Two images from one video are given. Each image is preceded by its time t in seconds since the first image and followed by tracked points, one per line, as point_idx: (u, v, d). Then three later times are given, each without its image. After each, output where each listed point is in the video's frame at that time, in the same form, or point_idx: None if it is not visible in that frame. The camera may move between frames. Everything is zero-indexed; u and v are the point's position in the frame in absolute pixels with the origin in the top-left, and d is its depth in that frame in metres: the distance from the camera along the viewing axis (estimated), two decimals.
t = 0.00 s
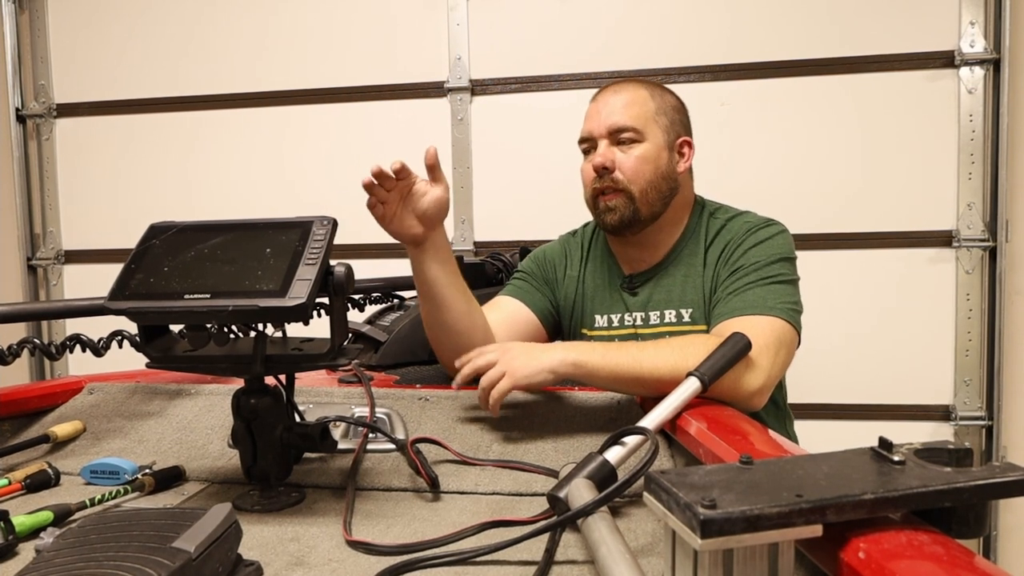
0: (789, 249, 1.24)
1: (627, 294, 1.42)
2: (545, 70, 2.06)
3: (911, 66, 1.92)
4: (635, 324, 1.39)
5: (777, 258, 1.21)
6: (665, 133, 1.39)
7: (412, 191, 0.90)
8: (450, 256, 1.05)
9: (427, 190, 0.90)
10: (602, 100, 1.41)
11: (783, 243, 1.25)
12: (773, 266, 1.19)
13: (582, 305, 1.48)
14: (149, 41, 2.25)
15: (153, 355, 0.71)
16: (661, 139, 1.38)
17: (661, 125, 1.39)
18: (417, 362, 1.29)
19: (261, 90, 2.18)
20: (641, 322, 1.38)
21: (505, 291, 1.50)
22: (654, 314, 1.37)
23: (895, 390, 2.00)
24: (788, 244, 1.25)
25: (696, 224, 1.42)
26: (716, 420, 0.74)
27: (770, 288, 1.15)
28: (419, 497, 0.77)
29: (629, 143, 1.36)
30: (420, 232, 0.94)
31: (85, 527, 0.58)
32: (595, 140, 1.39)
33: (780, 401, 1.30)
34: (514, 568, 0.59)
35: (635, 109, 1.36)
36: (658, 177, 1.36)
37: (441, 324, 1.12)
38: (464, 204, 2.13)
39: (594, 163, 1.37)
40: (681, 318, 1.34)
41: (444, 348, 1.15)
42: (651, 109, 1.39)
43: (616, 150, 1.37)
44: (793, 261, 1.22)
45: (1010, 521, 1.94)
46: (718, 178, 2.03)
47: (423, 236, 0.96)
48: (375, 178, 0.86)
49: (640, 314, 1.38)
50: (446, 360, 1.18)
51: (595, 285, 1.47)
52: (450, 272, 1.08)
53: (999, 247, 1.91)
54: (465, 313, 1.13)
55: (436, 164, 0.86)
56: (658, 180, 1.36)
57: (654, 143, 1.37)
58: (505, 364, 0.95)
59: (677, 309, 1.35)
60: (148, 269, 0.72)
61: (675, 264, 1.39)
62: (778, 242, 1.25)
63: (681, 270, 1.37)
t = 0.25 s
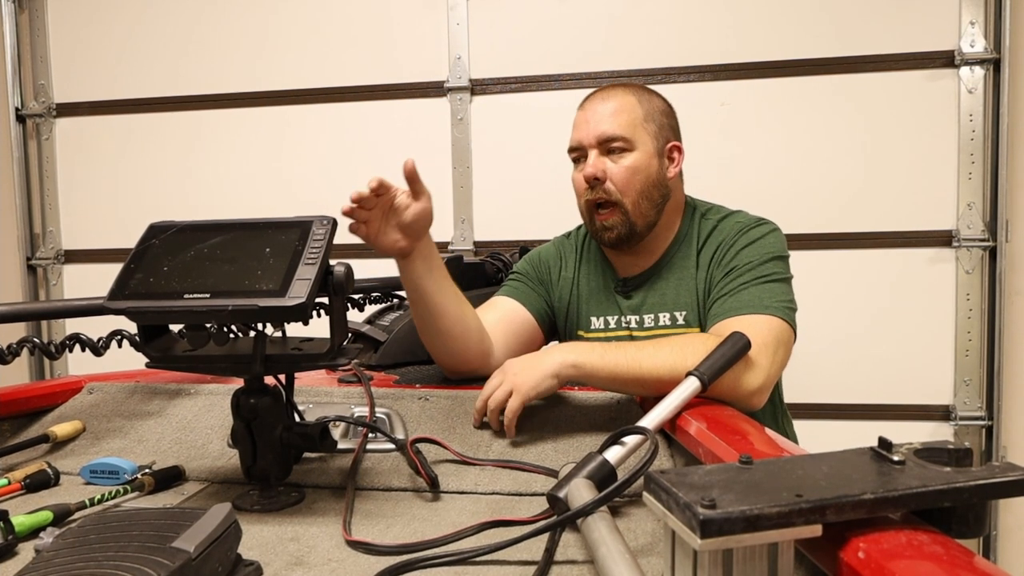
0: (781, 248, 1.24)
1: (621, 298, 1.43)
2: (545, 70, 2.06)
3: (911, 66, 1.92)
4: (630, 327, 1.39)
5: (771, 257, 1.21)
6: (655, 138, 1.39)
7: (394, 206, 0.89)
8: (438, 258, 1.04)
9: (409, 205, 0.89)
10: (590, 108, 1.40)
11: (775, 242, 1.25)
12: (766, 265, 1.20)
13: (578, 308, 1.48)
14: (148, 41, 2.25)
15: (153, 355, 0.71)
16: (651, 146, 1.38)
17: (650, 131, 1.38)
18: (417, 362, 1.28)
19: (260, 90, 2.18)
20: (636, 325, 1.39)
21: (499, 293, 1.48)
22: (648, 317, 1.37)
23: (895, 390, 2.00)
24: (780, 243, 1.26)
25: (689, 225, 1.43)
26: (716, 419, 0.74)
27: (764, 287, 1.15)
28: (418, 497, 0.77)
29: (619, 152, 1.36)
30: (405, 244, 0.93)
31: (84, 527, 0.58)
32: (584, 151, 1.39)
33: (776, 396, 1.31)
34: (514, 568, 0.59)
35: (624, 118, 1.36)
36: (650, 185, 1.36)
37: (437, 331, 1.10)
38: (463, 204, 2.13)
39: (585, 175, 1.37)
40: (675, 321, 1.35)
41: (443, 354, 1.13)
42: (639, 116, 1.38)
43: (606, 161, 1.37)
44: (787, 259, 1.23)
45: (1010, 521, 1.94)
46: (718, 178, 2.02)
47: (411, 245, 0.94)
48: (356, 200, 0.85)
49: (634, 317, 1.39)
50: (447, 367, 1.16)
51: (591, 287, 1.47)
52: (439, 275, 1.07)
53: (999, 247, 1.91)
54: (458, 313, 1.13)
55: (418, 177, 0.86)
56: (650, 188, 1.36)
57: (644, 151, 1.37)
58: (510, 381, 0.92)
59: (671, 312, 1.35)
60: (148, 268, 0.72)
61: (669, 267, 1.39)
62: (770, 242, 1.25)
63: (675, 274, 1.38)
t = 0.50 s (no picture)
0: (779, 248, 1.24)
1: (619, 299, 1.43)
2: (545, 70, 2.06)
3: (911, 66, 1.92)
4: (628, 327, 1.39)
5: (769, 257, 1.21)
6: (647, 139, 1.39)
7: (381, 209, 0.89)
8: (427, 261, 1.04)
9: (396, 207, 0.90)
10: (581, 111, 1.40)
11: (773, 242, 1.25)
12: (764, 265, 1.20)
13: (576, 308, 1.47)
14: (149, 41, 2.25)
15: (153, 355, 0.71)
16: (643, 146, 1.38)
17: (642, 131, 1.38)
18: (417, 362, 1.28)
19: (261, 90, 2.18)
20: (634, 325, 1.39)
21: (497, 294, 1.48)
22: (646, 318, 1.37)
23: (895, 390, 2.00)
24: (778, 242, 1.26)
25: (686, 225, 1.43)
26: (716, 419, 0.74)
27: (763, 287, 1.15)
28: (419, 497, 0.77)
29: (612, 154, 1.36)
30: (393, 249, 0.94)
31: (84, 527, 0.58)
32: (578, 154, 1.38)
33: (774, 395, 1.31)
34: (514, 568, 0.59)
35: (615, 119, 1.36)
36: (644, 185, 1.36)
37: (433, 334, 1.10)
38: (464, 204, 2.13)
39: (579, 178, 1.36)
40: (673, 322, 1.35)
41: (440, 356, 1.13)
42: (631, 117, 1.38)
43: (599, 162, 1.37)
44: (784, 259, 1.23)
45: (1010, 521, 1.94)
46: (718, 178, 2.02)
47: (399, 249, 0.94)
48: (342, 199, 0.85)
49: (632, 318, 1.39)
50: (444, 368, 1.16)
51: (589, 288, 1.47)
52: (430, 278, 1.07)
53: (999, 247, 1.91)
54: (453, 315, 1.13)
55: (404, 180, 0.87)
56: (645, 188, 1.36)
57: (637, 152, 1.37)
58: (511, 382, 0.92)
59: (669, 313, 1.35)
60: (148, 268, 0.72)
61: (667, 268, 1.39)
62: (769, 242, 1.25)
63: (673, 275, 1.38)
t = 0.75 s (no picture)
0: (779, 248, 1.24)
1: (620, 299, 1.43)
2: (545, 70, 2.06)
3: (911, 66, 1.92)
4: (628, 327, 1.39)
5: (769, 258, 1.21)
6: (648, 137, 1.39)
7: (388, 206, 0.89)
8: (432, 261, 1.04)
9: (403, 207, 0.89)
10: (582, 109, 1.40)
11: (773, 243, 1.25)
12: (764, 266, 1.20)
13: (576, 308, 1.47)
14: (149, 41, 2.25)
15: (152, 355, 0.71)
16: (644, 144, 1.38)
17: (642, 129, 1.38)
18: (417, 362, 1.28)
19: (261, 90, 2.18)
20: (634, 325, 1.39)
21: (498, 293, 1.48)
22: (646, 318, 1.37)
23: (895, 390, 1.99)
24: (778, 243, 1.26)
25: (685, 225, 1.43)
26: (716, 419, 0.74)
27: (763, 288, 1.15)
28: (419, 497, 0.77)
29: (613, 151, 1.36)
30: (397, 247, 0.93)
31: (84, 527, 0.58)
32: (579, 151, 1.38)
33: (774, 395, 1.31)
34: (514, 568, 0.59)
35: (617, 116, 1.36)
36: (644, 183, 1.36)
37: (433, 332, 1.10)
38: (464, 204, 2.13)
39: (580, 174, 1.36)
40: (673, 322, 1.35)
41: (441, 355, 1.13)
42: (632, 115, 1.38)
43: (600, 159, 1.37)
44: (784, 259, 1.23)
45: (1010, 521, 1.94)
46: (718, 178, 2.02)
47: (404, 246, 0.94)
48: (346, 190, 0.84)
49: (632, 318, 1.39)
50: (446, 367, 1.16)
51: (589, 288, 1.47)
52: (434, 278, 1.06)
53: (1000, 247, 1.91)
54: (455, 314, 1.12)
55: (412, 180, 0.87)
56: (645, 186, 1.36)
57: (638, 149, 1.36)
58: (511, 382, 0.92)
59: (669, 313, 1.35)
60: (148, 268, 0.72)
61: (667, 268, 1.39)
62: (769, 242, 1.25)
63: (673, 275, 1.38)
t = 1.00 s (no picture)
0: (778, 248, 1.24)
1: (619, 299, 1.43)
2: (545, 70, 2.06)
3: (911, 65, 1.92)
4: (628, 327, 1.39)
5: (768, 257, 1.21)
6: (648, 137, 1.39)
7: (394, 199, 0.89)
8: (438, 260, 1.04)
9: (410, 200, 0.89)
10: (582, 108, 1.40)
11: (772, 243, 1.25)
12: (764, 265, 1.20)
13: (576, 308, 1.47)
14: (149, 41, 2.25)
15: (152, 355, 0.71)
16: (644, 144, 1.38)
17: (643, 129, 1.39)
18: (417, 362, 1.28)
19: (261, 90, 2.18)
20: (634, 325, 1.39)
21: (497, 293, 1.48)
22: (645, 318, 1.37)
23: (895, 390, 1.99)
24: (777, 242, 1.26)
25: (685, 225, 1.43)
26: (715, 419, 0.74)
27: (762, 287, 1.15)
28: (418, 497, 0.77)
29: (613, 151, 1.36)
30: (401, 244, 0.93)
31: (84, 527, 0.58)
32: (579, 150, 1.38)
33: (774, 395, 1.31)
34: (514, 568, 0.59)
35: (617, 116, 1.36)
36: (644, 183, 1.36)
37: (434, 327, 1.10)
38: (464, 204, 2.13)
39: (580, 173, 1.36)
40: (673, 322, 1.35)
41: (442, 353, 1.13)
42: (632, 114, 1.38)
43: (600, 159, 1.37)
44: (784, 259, 1.23)
45: (1010, 521, 1.94)
46: (718, 178, 2.02)
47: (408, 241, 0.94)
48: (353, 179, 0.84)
49: (632, 317, 1.39)
50: (445, 366, 1.16)
51: (589, 288, 1.47)
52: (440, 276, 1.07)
53: (999, 247, 1.90)
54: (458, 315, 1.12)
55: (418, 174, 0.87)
56: (644, 186, 1.36)
57: (638, 149, 1.37)
58: (511, 382, 0.92)
59: (669, 313, 1.35)
60: (148, 268, 0.72)
61: (666, 267, 1.39)
62: (768, 242, 1.25)
63: (672, 274, 1.38)
